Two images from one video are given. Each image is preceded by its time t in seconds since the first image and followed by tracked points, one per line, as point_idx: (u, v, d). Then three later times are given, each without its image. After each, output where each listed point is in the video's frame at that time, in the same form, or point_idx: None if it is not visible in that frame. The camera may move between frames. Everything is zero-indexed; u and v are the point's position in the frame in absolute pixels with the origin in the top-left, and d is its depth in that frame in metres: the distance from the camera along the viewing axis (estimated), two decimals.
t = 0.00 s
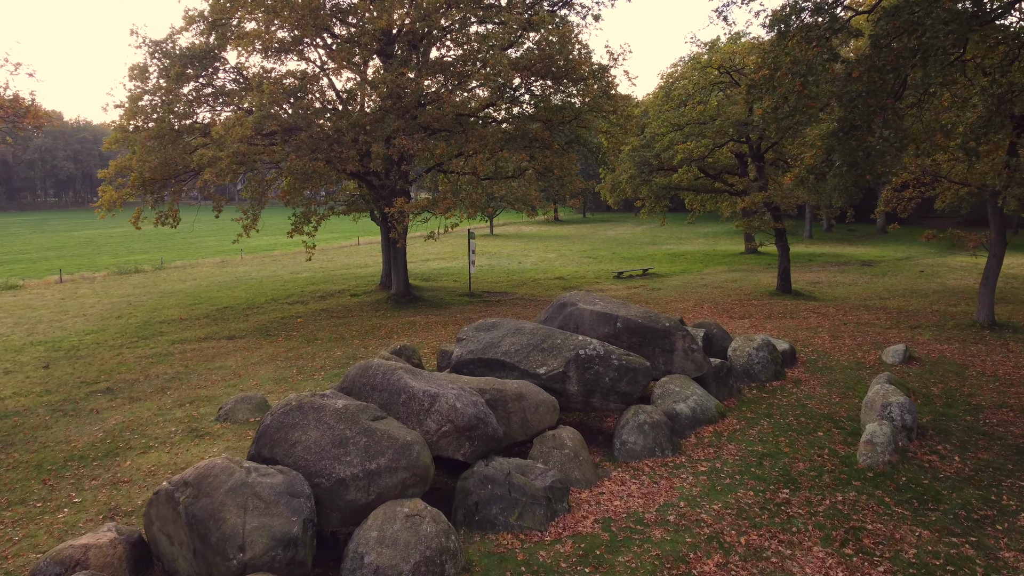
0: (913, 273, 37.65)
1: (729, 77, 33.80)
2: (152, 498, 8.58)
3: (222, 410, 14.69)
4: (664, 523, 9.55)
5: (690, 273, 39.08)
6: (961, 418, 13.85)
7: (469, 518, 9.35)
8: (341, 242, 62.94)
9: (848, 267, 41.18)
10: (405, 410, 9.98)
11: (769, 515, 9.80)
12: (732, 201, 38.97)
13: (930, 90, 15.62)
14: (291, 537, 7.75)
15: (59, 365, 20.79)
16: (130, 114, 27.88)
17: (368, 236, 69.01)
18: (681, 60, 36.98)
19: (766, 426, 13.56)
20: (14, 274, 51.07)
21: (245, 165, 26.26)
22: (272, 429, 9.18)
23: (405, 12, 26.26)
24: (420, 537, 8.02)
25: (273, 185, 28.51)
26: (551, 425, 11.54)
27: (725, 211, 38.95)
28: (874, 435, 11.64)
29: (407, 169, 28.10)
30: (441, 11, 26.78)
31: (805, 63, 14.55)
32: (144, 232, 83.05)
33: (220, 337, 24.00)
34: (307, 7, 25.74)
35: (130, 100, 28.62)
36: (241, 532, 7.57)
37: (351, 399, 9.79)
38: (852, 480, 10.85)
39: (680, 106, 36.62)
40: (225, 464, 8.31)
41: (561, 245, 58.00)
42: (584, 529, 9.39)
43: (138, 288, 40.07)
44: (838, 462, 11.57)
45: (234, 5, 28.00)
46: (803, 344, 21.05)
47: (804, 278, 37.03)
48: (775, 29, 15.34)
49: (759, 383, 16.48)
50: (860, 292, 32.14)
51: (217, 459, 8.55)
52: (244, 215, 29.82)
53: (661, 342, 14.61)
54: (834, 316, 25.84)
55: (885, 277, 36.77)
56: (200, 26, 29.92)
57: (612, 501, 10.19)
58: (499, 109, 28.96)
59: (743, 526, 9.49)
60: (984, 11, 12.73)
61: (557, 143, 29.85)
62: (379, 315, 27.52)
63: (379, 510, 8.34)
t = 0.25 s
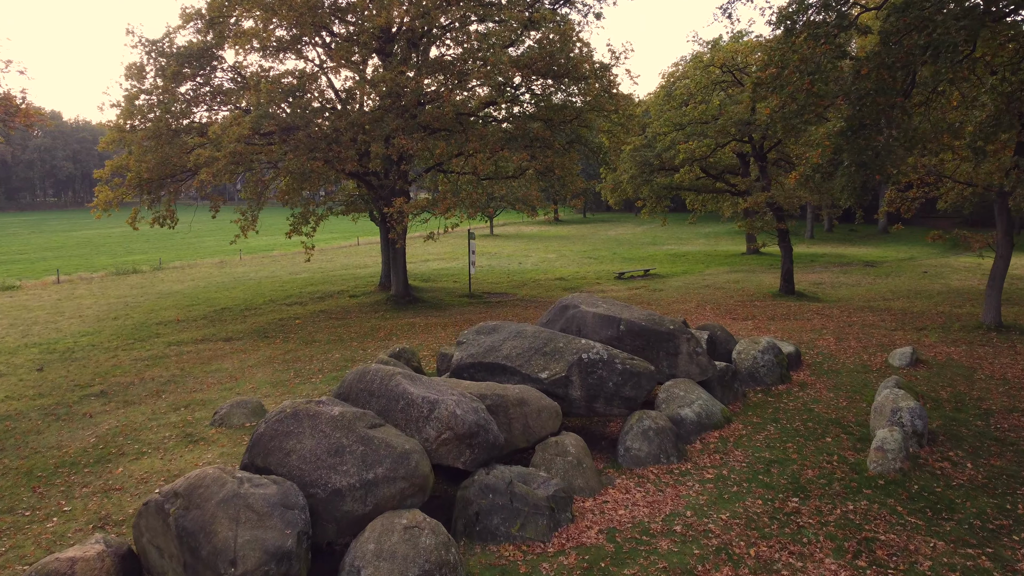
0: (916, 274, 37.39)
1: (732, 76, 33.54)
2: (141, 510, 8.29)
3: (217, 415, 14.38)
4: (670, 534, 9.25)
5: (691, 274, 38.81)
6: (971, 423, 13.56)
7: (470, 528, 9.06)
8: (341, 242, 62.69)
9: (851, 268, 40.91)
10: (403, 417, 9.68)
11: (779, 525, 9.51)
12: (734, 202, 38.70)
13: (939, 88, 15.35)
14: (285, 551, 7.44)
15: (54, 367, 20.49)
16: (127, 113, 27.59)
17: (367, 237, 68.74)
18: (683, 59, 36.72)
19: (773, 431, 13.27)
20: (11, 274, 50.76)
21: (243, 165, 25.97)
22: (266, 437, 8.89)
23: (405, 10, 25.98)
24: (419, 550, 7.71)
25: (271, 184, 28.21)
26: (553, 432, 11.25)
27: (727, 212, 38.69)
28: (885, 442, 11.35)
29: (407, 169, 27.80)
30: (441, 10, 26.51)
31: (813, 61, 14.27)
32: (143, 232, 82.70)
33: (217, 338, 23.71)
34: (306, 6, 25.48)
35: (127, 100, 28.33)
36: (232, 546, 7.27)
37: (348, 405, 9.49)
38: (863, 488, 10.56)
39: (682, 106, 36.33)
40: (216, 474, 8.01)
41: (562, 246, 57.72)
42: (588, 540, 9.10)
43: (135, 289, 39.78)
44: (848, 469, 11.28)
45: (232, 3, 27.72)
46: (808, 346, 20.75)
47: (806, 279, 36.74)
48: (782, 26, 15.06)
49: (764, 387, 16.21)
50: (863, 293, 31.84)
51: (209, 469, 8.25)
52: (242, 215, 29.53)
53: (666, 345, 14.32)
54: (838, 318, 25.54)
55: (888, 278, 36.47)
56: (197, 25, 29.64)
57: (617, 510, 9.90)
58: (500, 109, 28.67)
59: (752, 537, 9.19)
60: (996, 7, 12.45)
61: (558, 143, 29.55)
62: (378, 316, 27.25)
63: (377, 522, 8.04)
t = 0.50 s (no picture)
0: (920, 273, 37.10)
1: (734, 73, 33.24)
2: (131, 519, 8.00)
3: (212, 417, 14.11)
4: (677, 543, 8.97)
5: (693, 272, 38.51)
6: (983, 425, 13.27)
7: (471, 536, 8.77)
8: (340, 240, 62.40)
9: (853, 266, 40.63)
10: (402, 422, 9.39)
11: (789, 533, 9.22)
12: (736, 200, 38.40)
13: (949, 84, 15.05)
14: (279, 563, 7.16)
15: (48, 367, 20.19)
16: (123, 111, 27.26)
17: (367, 235, 68.41)
18: (685, 55, 36.40)
19: (780, 434, 12.97)
20: (8, 273, 50.42)
21: (240, 163, 25.66)
22: (260, 443, 8.59)
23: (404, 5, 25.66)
24: (418, 561, 7.42)
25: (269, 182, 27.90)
26: (556, 436, 10.96)
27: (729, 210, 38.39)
28: (896, 446, 11.06)
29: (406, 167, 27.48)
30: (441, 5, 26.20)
31: (821, 56, 13.97)
32: (141, 230, 82.34)
33: (214, 338, 23.42)
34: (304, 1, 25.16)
35: (123, 97, 27.98)
36: (224, 558, 6.98)
37: (345, 410, 9.19)
38: (874, 494, 10.27)
39: (684, 103, 36.00)
40: (208, 483, 7.72)
41: (562, 244, 57.42)
42: (593, 548, 8.82)
43: (132, 287, 39.47)
44: (858, 473, 10.99)
45: None
46: (813, 346, 20.45)
47: (809, 278, 36.44)
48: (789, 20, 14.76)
49: (769, 388, 15.93)
50: (867, 291, 31.54)
51: (200, 477, 7.97)
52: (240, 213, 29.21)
53: (670, 346, 14.04)
54: (843, 317, 25.23)
55: (892, 277, 36.16)
56: (194, 22, 29.30)
57: (622, 517, 9.62)
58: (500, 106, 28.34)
59: (761, 545, 8.91)
60: None
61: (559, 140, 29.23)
62: (377, 315, 26.95)
63: (374, 531, 7.76)
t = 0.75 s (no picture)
0: (923, 267, 36.79)
1: (737, 65, 32.84)
2: (120, 524, 7.74)
3: (208, 415, 13.85)
4: (684, 547, 8.70)
5: (695, 266, 38.20)
6: (993, 424, 13.00)
7: (471, 541, 8.51)
8: (340, 234, 62.07)
9: (856, 261, 40.31)
10: (400, 423, 9.11)
11: (799, 537, 8.96)
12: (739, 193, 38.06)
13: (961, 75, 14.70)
14: (272, 572, 6.90)
15: (42, 363, 19.92)
16: (118, 103, 26.85)
17: (366, 228, 68.09)
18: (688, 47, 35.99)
19: (787, 433, 12.70)
20: (5, 267, 50.10)
21: (237, 157, 25.30)
22: (253, 446, 8.30)
23: None
24: (416, 569, 7.15)
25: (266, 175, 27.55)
26: (559, 436, 10.69)
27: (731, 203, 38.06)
28: (907, 446, 10.79)
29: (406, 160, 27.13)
30: None
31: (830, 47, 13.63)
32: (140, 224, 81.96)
33: (211, 334, 23.14)
34: None
35: (118, 89, 27.59)
36: (214, 567, 6.72)
37: (342, 411, 8.92)
38: (885, 496, 10.01)
39: (686, 95, 35.61)
40: (200, 487, 7.45)
41: (563, 238, 57.08)
42: (597, 553, 8.55)
43: (130, 282, 39.17)
44: (868, 474, 10.72)
45: None
46: (818, 342, 20.17)
47: (812, 272, 36.13)
48: (797, 10, 14.41)
49: (775, 385, 15.67)
50: (871, 286, 31.23)
51: (191, 481, 7.70)
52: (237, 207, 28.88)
53: (674, 343, 13.76)
54: (847, 312, 24.95)
55: (895, 271, 35.86)
56: (190, 13, 28.89)
57: (626, 521, 9.36)
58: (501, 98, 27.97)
59: (770, 550, 8.64)
60: None
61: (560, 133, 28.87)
62: (376, 310, 26.67)
63: (371, 537, 7.49)
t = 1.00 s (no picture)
0: (927, 261, 36.48)
1: (741, 57, 32.46)
2: (108, 530, 7.48)
3: (203, 413, 13.58)
4: (691, 552, 8.45)
5: (697, 260, 37.88)
6: (1005, 422, 12.74)
7: (472, 546, 8.25)
8: (339, 227, 61.70)
9: (859, 254, 40.01)
10: (398, 424, 8.84)
11: (808, 541, 8.71)
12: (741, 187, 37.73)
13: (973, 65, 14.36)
14: None
15: (36, 359, 19.65)
16: (114, 96, 26.45)
17: (366, 222, 67.68)
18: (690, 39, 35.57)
19: (794, 432, 12.44)
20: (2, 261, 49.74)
21: (234, 150, 24.93)
22: (246, 448, 8.02)
23: None
24: None
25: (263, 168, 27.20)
26: (562, 436, 10.42)
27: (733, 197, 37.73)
28: (919, 446, 10.52)
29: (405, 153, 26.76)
30: None
31: (840, 36, 13.29)
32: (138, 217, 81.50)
33: (208, 329, 22.87)
34: None
35: (113, 81, 27.18)
36: None
37: (338, 412, 8.64)
38: (896, 499, 9.75)
39: (689, 88, 35.21)
40: (190, 493, 7.17)
41: (563, 231, 56.73)
42: (601, 558, 8.30)
43: (127, 276, 38.84)
44: (879, 475, 10.47)
45: None
46: (823, 338, 19.88)
47: (815, 266, 35.83)
48: None
49: (780, 382, 15.41)
50: (874, 280, 30.94)
51: (182, 486, 7.44)
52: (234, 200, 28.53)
53: (679, 339, 13.48)
54: (851, 307, 24.66)
55: (898, 265, 35.54)
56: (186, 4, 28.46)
57: (631, 524, 9.12)
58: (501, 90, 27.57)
59: (780, 555, 8.39)
60: None
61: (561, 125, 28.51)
62: (375, 304, 26.40)
63: (369, 543, 7.23)
